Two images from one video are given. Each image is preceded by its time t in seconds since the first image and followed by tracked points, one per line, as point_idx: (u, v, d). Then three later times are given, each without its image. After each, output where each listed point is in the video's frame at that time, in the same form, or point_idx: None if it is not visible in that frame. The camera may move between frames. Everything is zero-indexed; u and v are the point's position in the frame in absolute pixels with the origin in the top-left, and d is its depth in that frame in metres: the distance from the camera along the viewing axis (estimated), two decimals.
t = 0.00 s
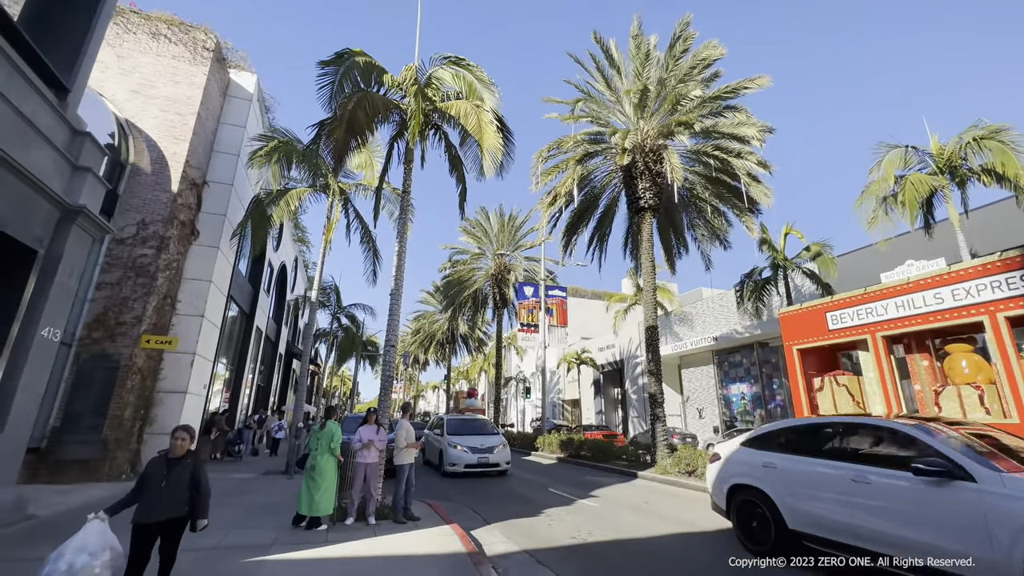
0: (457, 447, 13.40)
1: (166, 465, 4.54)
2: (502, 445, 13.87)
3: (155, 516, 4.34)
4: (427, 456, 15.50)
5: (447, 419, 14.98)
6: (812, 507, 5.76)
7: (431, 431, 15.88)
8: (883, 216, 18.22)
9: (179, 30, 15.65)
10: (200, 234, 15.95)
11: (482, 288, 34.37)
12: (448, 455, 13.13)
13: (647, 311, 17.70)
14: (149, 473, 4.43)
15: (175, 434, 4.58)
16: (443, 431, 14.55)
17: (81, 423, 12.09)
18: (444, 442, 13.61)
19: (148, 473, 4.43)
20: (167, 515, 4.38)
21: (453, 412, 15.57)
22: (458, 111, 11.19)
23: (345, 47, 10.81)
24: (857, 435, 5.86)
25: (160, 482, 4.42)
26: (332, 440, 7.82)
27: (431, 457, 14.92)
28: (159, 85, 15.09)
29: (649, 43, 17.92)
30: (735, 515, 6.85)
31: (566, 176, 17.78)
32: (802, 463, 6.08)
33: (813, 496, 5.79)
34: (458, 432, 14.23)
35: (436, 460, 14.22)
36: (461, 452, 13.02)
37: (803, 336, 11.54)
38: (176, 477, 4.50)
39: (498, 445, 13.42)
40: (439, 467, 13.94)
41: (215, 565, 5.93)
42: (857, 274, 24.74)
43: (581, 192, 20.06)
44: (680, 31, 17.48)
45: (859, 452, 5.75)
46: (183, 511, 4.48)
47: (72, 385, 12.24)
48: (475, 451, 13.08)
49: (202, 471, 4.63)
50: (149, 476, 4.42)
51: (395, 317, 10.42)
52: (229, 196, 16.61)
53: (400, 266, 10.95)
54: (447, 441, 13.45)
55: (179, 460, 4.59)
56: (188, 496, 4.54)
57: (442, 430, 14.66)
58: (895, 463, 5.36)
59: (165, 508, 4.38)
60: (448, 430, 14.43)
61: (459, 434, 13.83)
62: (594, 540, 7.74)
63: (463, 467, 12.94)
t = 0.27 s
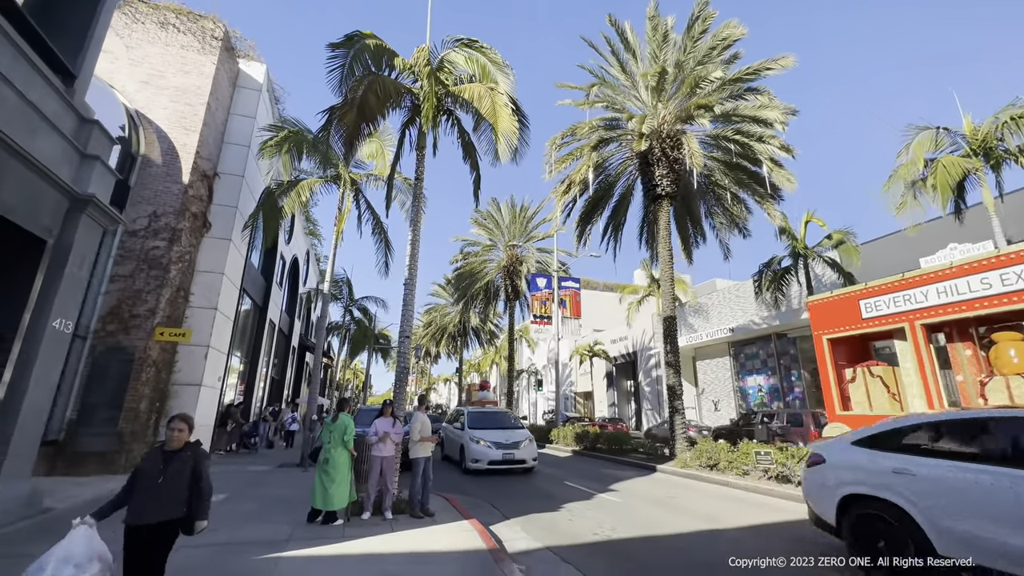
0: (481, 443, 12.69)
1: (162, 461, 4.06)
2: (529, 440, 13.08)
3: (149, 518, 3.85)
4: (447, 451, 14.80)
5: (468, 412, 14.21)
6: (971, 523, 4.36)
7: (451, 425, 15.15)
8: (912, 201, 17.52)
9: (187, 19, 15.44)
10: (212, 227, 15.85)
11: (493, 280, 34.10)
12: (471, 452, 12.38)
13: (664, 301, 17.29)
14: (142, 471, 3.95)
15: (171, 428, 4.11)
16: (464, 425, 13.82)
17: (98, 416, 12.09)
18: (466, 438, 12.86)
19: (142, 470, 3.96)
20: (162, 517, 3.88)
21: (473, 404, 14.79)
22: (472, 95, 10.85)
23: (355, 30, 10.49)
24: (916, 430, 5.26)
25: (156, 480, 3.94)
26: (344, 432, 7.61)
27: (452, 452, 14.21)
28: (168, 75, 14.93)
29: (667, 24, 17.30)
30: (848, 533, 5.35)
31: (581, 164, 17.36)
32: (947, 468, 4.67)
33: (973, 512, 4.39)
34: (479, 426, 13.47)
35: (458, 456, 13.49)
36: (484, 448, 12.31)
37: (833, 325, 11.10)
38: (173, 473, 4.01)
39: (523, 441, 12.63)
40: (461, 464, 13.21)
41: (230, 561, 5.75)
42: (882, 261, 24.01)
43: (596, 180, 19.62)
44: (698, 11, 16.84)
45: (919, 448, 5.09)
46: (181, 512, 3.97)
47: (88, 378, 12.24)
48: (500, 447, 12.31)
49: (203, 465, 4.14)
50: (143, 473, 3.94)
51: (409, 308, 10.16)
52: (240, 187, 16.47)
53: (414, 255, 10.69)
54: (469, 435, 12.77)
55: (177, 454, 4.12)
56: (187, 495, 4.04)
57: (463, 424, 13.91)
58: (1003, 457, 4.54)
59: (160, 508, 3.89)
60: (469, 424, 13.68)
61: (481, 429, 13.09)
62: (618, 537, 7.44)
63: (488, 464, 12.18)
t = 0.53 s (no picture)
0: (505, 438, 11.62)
1: (158, 464, 3.55)
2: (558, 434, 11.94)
3: (142, 529, 3.35)
4: (467, 444, 13.92)
5: (489, 403, 13.23)
6: None
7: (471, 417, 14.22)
8: (942, 183, 16.84)
9: (195, 7, 15.20)
10: (223, 217, 15.72)
11: (504, 271, 33.79)
12: (494, 447, 11.41)
13: (682, 290, 16.86)
14: (135, 474, 3.46)
15: (169, 426, 3.60)
16: (485, 417, 12.89)
17: (113, 407, 12.06)
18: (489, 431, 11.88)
19: (135, 475, 3.46)
20: (156, 529, 3.37)
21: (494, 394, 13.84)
22: (486, 76, 10.48)
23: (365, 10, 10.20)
24: None
25: (148, 485, 3.45)
26: (358, 423, 7.43)
27: (473, 446, 13.30)
28: (177, 63, 14.73)
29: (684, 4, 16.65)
30: None
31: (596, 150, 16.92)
32: None
33: None
34: (503, 418, 12.49)
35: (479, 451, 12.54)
36: (509, 444, 11.20)
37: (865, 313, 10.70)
38: (169, 478, 3.49)
39: (552, 435, 11.62)
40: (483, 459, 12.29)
41: (245, 556, 5.56)
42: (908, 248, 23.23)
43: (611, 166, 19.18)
44: None
45: None
46: (178, 523, 3.44)
47: (103, 369, 12.22)
48: (526, 442, 11.33)
49: (203, 468, 3.61)
50: (136, 477, 3.46)
51: (424, 297, 9.90)
52: (250, 177, 16.29)
53: (427, 243, 10.40)
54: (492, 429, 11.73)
55: (175, 455, 3.60)
56: (186, 502, 3.53)
57: (484, 416, 12.94)
58: None
59: (154, 518, 3.38)
60: (491, 416, 12.71)
61: (504, 422, 12.14)
62: (644, 531, 7.16)
63: (513, 460, 11.22)
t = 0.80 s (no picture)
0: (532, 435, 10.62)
1: (140, 464, 3.17)
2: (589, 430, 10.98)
3: (129, 539, 3.01)
4: (488, 441, 13.02)
5: (512, 397, 12.26)
6: None
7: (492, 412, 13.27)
8: (973, 166, 16.13)
9: None
10: (232, 208, 15.53)
11: (515, 262, 33.44)
12: (519, 445, 10.44)
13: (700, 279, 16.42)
14: (114, 476, 3.08)
15: (148, 419, 3.22)
16: (507, 411, 11.93)
17: (125, 398, 11.97)
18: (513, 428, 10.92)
19: (114, 477, 3.09)
20: (145, 538, 3.04)
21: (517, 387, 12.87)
22: (499, 56, 10.10)
23: None
24: None
25: (131, 490, 3.08)
26: (371, 414, 7.21)
27: (495, 443, 12.39)
28: (183, 51, 14.47)
29: None
30: None
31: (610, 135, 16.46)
32: None
33: None
34: (527, 413, 11.53)
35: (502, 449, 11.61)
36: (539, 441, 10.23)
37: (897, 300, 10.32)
38: (153, 481, 3.12)
39: (582, 432, 10.61)
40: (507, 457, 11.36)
41: (258, 553, 5.35)
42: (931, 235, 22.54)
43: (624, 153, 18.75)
44: None
45: None
46: (171, 529, 3.13)
47: (114, 361, 12.13)
48: (555, 440, 10.34)
49: (195, 468, 3.26)
50: (116, 480, 3.09)
51: (437, 285, 9.61)
52: (258, 167, 16.06)
53: (439, 230, 10.09)
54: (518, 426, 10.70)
55: (161, 451, 3.25)
56: (178, 506, 3.19)
57: (507, 410, 11.97)
58: None
59: (141, 527, 3.04)
60: (513, 411, 11.77)
61: (529, 417, 11.17)
62: (669, 528, 6.86)
63: (540, 459, 10.25)
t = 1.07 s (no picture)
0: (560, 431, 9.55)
1: (84, 475, 2.47)
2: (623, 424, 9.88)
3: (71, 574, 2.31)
4: (508, 436, 11.98)
5: (536, 388, 11.16)
6: None
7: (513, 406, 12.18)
8: (1002, 148, 15.49)
9: None
10: (238, 197, 15.30)
11: (523, 253, 33.06)
12: (547, 443, 9.35)
13: (715, 267, 15.97)
14: (48, 489, 2.37)
15: (93, 418, 2.52)
16: (530, 403, 10.88)
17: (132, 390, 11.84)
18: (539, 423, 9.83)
19: (48, 490, 2.38)
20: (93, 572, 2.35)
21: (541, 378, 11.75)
22: (509, 34, 9.70)
23: None
24: None
25: (70, 509, 2.38)
26: (379, 405, 6.95)
27: (515, 439, 11.38)
28: (185, 36, 14.18)
29: None
30: None
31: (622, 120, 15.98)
32: None
33: None
34: (554, 407, 10.43)
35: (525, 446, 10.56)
36: (569, 438, 9.16)
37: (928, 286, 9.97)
38: (101, 496, 2.43)
39: (617, 429, 9.50)
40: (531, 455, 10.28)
41: (264, 549, 5.11)
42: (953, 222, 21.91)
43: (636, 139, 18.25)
44: None
45: None
46: (127, 560, 2.44)
47: (121, 352, 12.00)
48: (587, 437, 9.25)
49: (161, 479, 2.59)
50: (51, 494, 2.37)
51: (447, 272, 9.30)
52: (264, 155, 15.78)
53: (449, 216, 9.77)
54: (545, 420, 9.64)
55: (114, 456, 2.55)
56: (136, 530, 2.52)
57: (530, 403, 10.90)
58: None
59: (91, 557, 2.36)
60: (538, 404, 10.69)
61: (556, 411, 10.10)
62: (692, 524, 6.55)
63: (571, 458, 9.16)
